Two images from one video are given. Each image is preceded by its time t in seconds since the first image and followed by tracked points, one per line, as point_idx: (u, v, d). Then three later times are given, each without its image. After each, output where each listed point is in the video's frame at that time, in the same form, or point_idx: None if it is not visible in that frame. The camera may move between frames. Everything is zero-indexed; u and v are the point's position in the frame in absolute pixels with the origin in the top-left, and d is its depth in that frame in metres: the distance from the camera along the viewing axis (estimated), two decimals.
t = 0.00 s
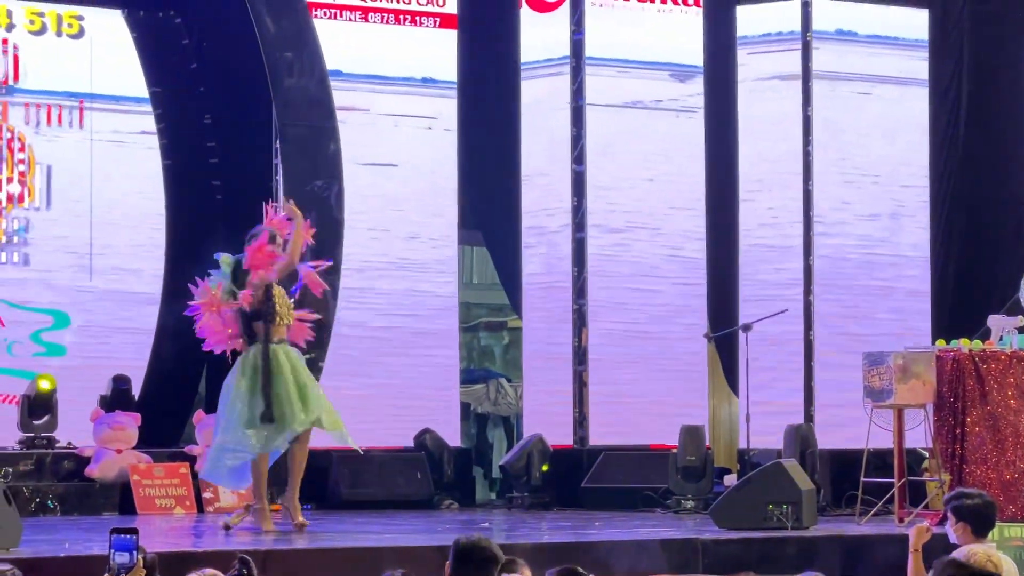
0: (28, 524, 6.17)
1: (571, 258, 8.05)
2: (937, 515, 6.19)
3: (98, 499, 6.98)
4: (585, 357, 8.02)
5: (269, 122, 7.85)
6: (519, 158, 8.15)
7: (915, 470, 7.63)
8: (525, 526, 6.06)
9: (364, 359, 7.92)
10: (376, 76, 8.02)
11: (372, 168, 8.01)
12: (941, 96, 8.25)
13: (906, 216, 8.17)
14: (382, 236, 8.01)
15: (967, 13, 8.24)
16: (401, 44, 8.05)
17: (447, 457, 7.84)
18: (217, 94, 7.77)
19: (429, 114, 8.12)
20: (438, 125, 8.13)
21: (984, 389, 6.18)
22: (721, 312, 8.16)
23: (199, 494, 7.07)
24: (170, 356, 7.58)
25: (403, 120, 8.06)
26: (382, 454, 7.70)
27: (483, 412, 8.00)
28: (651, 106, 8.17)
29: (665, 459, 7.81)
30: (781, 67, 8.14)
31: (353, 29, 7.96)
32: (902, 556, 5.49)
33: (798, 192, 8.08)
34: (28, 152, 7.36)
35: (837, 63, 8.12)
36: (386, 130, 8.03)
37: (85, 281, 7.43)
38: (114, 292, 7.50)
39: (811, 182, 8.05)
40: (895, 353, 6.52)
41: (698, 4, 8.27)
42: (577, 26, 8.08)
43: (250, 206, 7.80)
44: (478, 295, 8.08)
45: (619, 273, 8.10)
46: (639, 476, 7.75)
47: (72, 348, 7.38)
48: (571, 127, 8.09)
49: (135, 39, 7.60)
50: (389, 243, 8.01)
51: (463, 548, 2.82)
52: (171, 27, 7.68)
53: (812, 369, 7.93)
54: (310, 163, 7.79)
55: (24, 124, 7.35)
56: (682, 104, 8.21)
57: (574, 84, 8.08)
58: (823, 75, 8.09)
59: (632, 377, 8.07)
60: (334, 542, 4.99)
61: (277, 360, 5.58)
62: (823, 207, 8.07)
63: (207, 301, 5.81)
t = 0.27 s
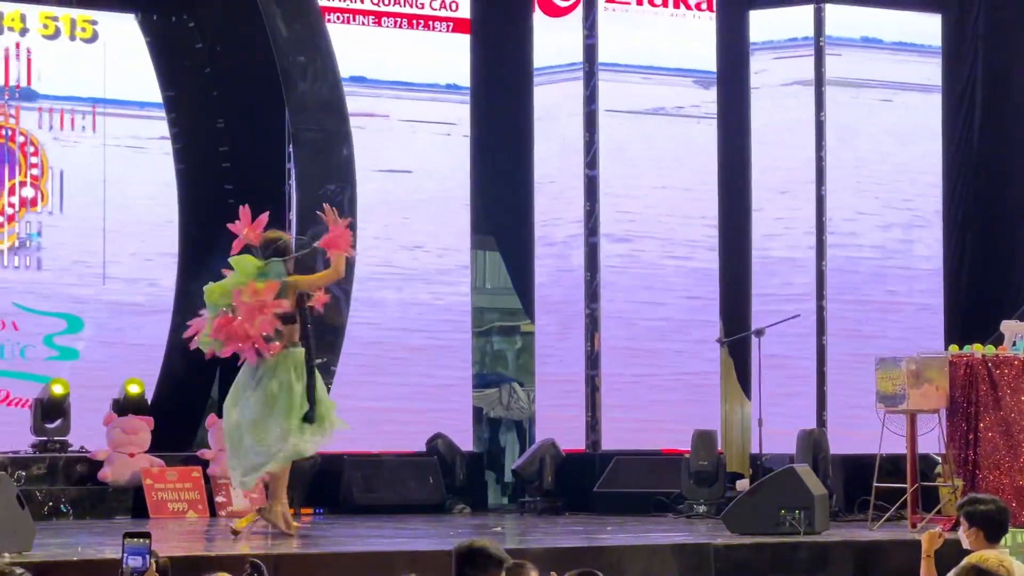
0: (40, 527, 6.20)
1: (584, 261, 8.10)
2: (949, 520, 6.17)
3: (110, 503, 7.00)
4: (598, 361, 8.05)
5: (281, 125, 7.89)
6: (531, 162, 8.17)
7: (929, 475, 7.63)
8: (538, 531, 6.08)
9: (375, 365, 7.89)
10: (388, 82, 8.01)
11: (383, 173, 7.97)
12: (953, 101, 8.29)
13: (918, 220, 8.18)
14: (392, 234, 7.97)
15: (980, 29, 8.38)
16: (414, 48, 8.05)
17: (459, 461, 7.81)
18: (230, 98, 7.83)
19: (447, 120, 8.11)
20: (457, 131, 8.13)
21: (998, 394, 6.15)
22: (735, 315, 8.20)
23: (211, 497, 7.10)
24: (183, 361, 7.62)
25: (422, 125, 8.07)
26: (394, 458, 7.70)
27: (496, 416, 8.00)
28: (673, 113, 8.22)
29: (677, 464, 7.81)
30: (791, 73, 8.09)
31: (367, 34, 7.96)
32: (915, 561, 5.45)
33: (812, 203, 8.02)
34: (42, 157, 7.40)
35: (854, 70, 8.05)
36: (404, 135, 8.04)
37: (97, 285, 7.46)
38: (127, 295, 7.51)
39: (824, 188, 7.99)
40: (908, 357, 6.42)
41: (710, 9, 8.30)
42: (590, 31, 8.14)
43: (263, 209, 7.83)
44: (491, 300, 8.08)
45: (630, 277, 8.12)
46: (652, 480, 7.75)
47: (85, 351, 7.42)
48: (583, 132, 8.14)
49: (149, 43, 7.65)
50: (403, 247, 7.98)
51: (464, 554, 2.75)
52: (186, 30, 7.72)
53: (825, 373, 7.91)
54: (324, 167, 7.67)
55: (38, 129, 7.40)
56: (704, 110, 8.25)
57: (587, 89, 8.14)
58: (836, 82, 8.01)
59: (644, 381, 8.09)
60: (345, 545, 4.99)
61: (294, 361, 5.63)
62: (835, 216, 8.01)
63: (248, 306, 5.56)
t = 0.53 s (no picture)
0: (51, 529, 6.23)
1: (594, 265, 8.10)
2: (960, 525, 6.14)
3: (120, 506, 7.06)
4: (608, 366, 8.04)
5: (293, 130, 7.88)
6: (542, 166, 8.16)
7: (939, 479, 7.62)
8: (548, 534, 6.08)
9: (385, 369, 7.90)
10: (401, 86, 8.04)
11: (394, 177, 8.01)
12: (964, 105, 8.27)
13: (927, 224, 8.20)
14: (407, 239, 8.00)
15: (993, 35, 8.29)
16: (425, 52, 8.07)
17: (469, 465, 7.83)
18: (240, 101, 7.80)
19: (459, 124, 8.13)
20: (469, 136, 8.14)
21: (1010, 399, 6.12)
22: (744, 319, 8.18)
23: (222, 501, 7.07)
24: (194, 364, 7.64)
25: (434, 130, 8.09)
26: (404, 462, 7.71)
27: (506, 420, 8.00)
28: (688, 118, 8.23)
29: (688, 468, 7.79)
30: (801, 77, 8.12)
31: (378, 38, 7.99)
32: (925, 563, 5.46)
33: (820, 204, 8.07)
34: (53, 161, 7.43)
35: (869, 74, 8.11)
36: (416, 139, 8.06)
37: (108, 288, 7.50)
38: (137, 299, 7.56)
39: (834, 191, 8.03)
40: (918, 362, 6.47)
41: (721, 13, 8.31)
42: (601, 34, 8.14)
43: (274, 213, 7.80)
44: (501, 304, 8.09)
45: (641, 281, 8.13)
46: (662, 484, 7.72)
47: (96, 354, 7.46)
48: (594, 135, 8.14)
49: (159, 47, 7.66)
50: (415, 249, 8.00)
51: (465, 556, 2.75)
52: (195, 34, 7.72)
53: (835, 376, 7.93)
54: (332, 171, 7.86)
55: (49, 132, 7.44)
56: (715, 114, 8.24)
57: (598, 92, 8.14)
58: (849, 85, 8.07)
59: (654, 385, 8.09)
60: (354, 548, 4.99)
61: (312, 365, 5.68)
62: (846, 215, 8.05)
63: (303, 308, 5.48)
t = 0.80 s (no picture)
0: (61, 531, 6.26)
1: (605, 268, 8.12)
2: (971, 529, 6.11)
3: (130, 507, 7.07)
4: (617, 368, 8.06)
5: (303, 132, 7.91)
6: (552, 169, 8.17)
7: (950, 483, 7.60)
8: (557, 537, 6.09)
9: (394, 372, 7.91)
10: (416, 88, 8.04)
11: (403, 179, 8.00)
12: (974, 109, 8.27)
13: (937, 227, 8.20)
14: (418, 242, 8.01)
15: (1003, 38, 8.26)
16: (435, 54, 8.07)
17: (478, 467, 7.82)
18: (250, 103, 7.85)
19: (472, 127, 8.15)
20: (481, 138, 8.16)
21: (1020, 403, 6.10)
22: (753, 322, 8.13)
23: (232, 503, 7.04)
24: (203, 364, 7.69)
25: (446, 134, 8.10)
26: (413, 465, 7.72)
27: (515, 422, 8.01)
28: (702, 122, 8.22)
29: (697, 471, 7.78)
30: (813, 81, 8.10)
31: (388, 40, 7.99)
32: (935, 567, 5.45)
33: (830, 206, 8.06)
34: (65, 164, 7.48)
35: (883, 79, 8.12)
36: (427, 142, 8.06)
37: (119, 291, 7.54)
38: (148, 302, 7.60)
39: (845, 195, 8.04)
40: (928, 365, 6.34)
41: (732, 16, 8.28)
42: (611, 37, 8.15)
43: (284, 215, 7.84)
44: (511, 305, 8.09)
45: (650, 284, 8.14)
46: (671, 487, 7.71)
47: (106, 356, 7.49)
48: (604, 137, 8.15)
49: (170, 49, 7.70)
50: (426, 254, 8.02)
51: (464, 560, 2.75)
52: (206, 36, 7.78)
53: (845, 380, 7.94)
54: (344, 173, 7.76)
55: (60, 134, 7.47)
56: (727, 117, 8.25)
57: (608, 96, 8.14)
58: (859, 88, 8.06)
59: (664, 388, 8.08)
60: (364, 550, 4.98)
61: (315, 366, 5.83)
62: (856, 219, 8.05)
63: (317, 307, 5.62)
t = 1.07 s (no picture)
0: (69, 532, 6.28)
1: (612, 271, 8.09)
2: (978, 532, 6.11)
3: (137, 509, 7.07)
4: (626, 370, 8.03)
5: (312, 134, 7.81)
6: (561, 171, 8.18)
7: (958, 486, 7.62)
8: (564, 539, 6.09)
9: (402, 374, 7.92)
10: (428, 89, 8.06)
11: (409, 181, 7.99)
12: (982, 112, 8.26)
13: (946, 229, 8.18)
14: (426, 242, 8.01)
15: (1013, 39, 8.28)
16: (443, 56, 8.09)
17: (486, 470, 7.82)
18: (259, 104, 7.82)
19: (485, 130, 8.16)
20: (493, 142, 8.17)
21: None
22: (762, 324, 8.14)
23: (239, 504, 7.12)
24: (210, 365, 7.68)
25: (457, 135, 8.11)
26: (421, 466, 7.71)
27: (523, 425, 8.01)
28: (716, 124, 8.21)
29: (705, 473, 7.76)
30: (821, 84, 8.10)
31: (396, 41, 8.00)
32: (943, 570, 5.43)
33: (839, 208, 8.05)
34: (73, 166, 7.51)
35: (885, 82, 8.09)
36: (438, 145, 8.07)
37: (128, 292, 7.57)
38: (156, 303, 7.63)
39: (854, 197, 8.02)
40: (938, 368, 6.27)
41: (741, 18, 8.27)
42: (620, 38, 8.12)
43: (291, 218, 7.77)
44: (519, 308, 8.10)
45: (658, 286, 8.12)
46: (680, 489, 7.67)
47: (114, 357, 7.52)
48: (611, 140, 8.12)
49: (179, 50, 7.74)
50: (434, 256, 8.02)
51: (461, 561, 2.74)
52: (214, 37, 7.80)
53: (853, 383, 7.92)
54: (351, 175, 7.66)
55: (69, 136, 7.51)
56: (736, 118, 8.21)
57: (617, 98, 8.10)
58: (867, 91, 8.04)
59: (672, 391, 8.07)
60: (371, 552, 4.99)
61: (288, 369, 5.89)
62: (864, 221, 8.03)
63: (309, 321, 5.67)
